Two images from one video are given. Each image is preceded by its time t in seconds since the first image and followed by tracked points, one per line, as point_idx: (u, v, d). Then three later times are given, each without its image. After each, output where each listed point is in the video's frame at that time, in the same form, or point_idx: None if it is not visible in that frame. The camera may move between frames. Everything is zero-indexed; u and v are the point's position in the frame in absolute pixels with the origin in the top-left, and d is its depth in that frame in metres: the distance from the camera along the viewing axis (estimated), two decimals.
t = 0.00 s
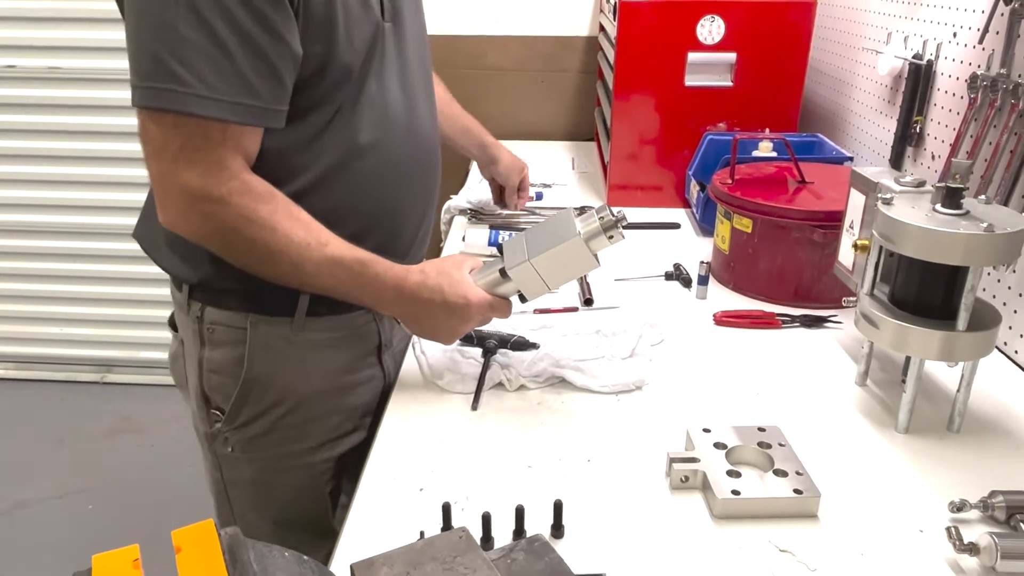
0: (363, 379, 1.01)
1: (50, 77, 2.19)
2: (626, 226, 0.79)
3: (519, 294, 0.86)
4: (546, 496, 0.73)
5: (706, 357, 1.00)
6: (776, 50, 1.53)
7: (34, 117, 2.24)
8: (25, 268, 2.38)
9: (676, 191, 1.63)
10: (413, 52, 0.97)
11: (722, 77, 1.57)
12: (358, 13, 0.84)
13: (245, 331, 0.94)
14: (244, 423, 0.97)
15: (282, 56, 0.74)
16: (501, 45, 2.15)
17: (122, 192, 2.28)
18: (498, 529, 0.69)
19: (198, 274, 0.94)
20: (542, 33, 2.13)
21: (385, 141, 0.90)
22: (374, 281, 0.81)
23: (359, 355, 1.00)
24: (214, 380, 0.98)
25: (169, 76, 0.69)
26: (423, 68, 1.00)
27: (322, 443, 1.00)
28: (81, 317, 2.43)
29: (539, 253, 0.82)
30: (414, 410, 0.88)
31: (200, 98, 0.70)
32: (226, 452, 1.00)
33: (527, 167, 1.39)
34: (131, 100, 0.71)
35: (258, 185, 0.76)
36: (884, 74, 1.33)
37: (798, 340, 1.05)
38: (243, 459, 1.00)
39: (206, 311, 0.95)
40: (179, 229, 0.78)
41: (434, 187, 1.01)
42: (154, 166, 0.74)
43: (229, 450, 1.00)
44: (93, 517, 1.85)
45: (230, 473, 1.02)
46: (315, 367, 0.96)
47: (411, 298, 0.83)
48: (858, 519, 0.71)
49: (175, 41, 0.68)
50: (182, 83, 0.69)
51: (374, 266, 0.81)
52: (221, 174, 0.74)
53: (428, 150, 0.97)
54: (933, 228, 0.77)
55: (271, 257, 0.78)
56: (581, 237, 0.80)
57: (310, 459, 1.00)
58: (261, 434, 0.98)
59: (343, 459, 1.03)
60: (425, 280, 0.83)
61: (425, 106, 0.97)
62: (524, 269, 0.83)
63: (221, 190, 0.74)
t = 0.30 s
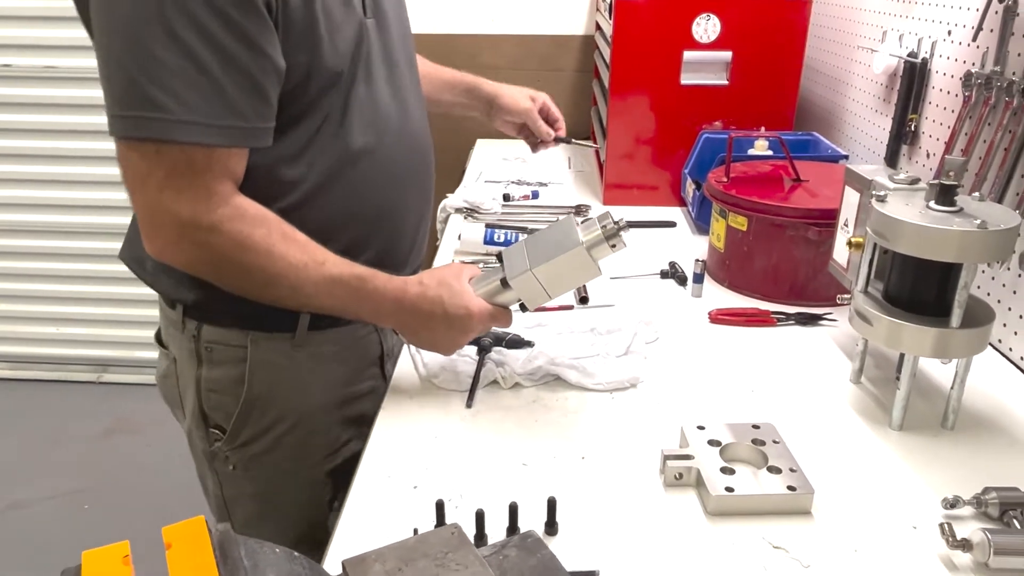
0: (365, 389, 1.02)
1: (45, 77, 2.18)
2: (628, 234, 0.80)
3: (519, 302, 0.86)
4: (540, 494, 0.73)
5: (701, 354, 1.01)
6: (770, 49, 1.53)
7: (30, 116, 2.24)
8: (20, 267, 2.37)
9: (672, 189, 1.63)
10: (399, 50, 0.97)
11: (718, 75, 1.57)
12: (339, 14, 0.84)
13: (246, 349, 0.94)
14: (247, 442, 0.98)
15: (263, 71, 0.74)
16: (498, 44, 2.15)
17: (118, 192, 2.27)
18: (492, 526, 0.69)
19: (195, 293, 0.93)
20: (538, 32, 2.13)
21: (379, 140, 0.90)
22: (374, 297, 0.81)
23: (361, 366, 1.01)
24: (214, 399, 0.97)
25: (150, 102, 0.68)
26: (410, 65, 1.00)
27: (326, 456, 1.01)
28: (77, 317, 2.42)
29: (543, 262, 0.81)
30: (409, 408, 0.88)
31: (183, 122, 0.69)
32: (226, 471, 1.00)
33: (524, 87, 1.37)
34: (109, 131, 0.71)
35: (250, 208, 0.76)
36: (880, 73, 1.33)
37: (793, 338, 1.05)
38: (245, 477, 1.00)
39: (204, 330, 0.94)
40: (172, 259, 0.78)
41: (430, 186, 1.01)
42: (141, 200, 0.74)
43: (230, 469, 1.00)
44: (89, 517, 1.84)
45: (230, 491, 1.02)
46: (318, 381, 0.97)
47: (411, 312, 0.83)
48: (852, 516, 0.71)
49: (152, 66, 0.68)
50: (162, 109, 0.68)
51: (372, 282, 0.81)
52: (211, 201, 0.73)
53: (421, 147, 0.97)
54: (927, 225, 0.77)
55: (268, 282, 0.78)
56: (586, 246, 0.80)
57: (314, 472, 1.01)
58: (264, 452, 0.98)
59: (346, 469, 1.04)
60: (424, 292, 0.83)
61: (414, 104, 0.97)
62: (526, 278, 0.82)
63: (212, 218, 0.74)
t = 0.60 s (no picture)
0: (370, 396, 1.02)
1: (41, 76, 2.18)
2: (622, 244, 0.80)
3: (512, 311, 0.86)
4: (536, 493, 0.73)
5: (697, 354, 1.00)
6: (766, 48, 1.53)
7: (25, 116, 2.23)
8: (16, 267, 2.37)
9: (669, 188, 1.63)
10: (389, 49, 0.96)
11: (714, 75, 1.57)
12: (321, 19, 0.83)
13: (252, 359, 0.92)
14: (254, 453, 0.97)
15: (235, 90, 0.72)
16: (494, 43, 2.14)
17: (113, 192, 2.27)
18: (487, 526, 0.69)
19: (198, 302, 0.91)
20: (534, 32, 2.13)
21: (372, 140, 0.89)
22: (364, 308, 0.81)
23: (366, 372, 1.01)
24: (218, 410, 0.96)
25: (118, 128, 0.68)
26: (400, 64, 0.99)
27: (333, 463, 1.01)
28: (72, 317, 2.41)
29: (536, 271, 0.82)
30: (405, 407, 0.88)
31: (154, 146, 0.69)
32: (233, 482, 1.00)
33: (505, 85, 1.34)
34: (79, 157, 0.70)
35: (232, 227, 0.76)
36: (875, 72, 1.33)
37: (789, 337, 1.05)
38: (252, 488, 1.00)
39: (207, 340, 0.93)
40: (157, 284, 0.77)
41: (427, 184, 1.01)
42: (119, 227, 0.73)
43: (236, 480, 1.00)
44: (85, 518, 1.84)
45: (236, 502, 1.01)
46: (323, 390, 0.97)
47: (403, 321, 0.83)
48: (848, 515, 0.71)
49: (121, 92, 0.67)
50: (133, 135, 0.68)
51: (361, 293, 0.81)
52: (192, 224, 0.73)
53: (416, 146, 0.97)
54: (922, 224, 0.77)
55: (257, 301, 0.78)
56: (579, 255, 0.80)
57: (321, 481, 1.01)
58: (271, 462, 0.98)
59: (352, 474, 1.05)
60: (416, 301, 0.82)
61: (405, 102, 0.97)
62: (519, 286, 0.83)
63: (195, 241, 0.73)
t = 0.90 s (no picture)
0: (370, 401, 1.03)
1: (38, 77, 2.17)
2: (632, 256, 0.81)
3: (520, 322, 0.87)
4: (536, 495, 0.73)
5: (696, 355, 1.01)
6: (762, 49, 1.53)
7: (21, 117, 2.22)
8: (13, 268, 2.36)
9: (667, 189, 1.64)
10: (388, 52, 0.96)
11: (711, 76, 1.57)
12: (314, 29, 0.83)
13: (252, 365, 0.92)
14: (253, 459, 0.97)
15: (227, 112, 0.72)
16: (492, 44, 2.14)
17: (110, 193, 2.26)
18: (488, 527, 0.69)
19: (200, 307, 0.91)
20: (532, 32, 2.13)
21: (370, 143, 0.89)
22: (371, 317, 0.81)
23: (366, 377, 1.01)
24: (219, 416, 0.96)
25: (111, 157, 0.68)
26: (399, 66, 0.99)
27: (332, 469, 1.02)
28: (69, 318, 2.41)
29: (544, 279, 0.82)
30: (405, 409, 0.88)
31: (148, 174, 0.69)
32: (232, 487, 1.00)
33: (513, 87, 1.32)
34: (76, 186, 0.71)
35: (234, 245, 0.76)
36: (872, 73, 1.34)
37: (787, 338, 1.05)
38: (251, 493, 1.00)
39: (208, 346, 0.92)
40: (164, 304, 0.79)
41: (429, 186, 1.01)
42: (123, 252, 0.74)
43: (236, 485, 1.00)
44: (84, 520, 1.83)
45: (235, 506, 1.02)
46: (323, 397, 0.97)
47: (409, 328, 0.83)
48: (847, 516, 0.72)
49: (113, 121, 0.67)
50: (125, 164, 0.68)
51: (366, 303, 0.81)
52: (194, 246, 0.74)
53: (416, 148, 0.97)
54: (920, 226, 0.77)
55: (263, 317, 0.78)
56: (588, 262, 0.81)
57: (320, 487, 1.01)
58: (270, 468, 0.98)
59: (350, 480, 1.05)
60: (421, 307, 0.83)
61: (404, 104, 0.97)
62: (528, 294, 0.83)
63: (198, 263, 0.74)
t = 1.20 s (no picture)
0: (371, 400, 1.02)
1: (34, 76, 2.17)
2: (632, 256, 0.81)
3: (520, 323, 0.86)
4: (534, 491, 0.73)
5: (694, 352, 1.01)
6: (761, 48, 1.53)
7: (16, 116, 2.22)
8: (10, 268, 2.36)
9: (665, 187, 1.64)
10: (390, 52, 0.96)
11: (709, 74, 1.57)
12: (314, 31, 0.83)
13: (253, 364, 0.92)
14: (253, 457, 0.97)
15: (225, 117, 0.72)
16: (489, 42, 2.14)
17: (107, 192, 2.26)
18: (486, 524, 0.69)
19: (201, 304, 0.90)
20: (529, 31, 2.13)
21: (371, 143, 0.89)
22: (371, 319, 0.81)
23: (367, 377, 1.01)
24: (219, 414, 0.96)
25: (109, 163, 0.68)
26: (401, 66, 0.99)
27: (332, 468, 1.01)
28: (66, 318, 2.40)
29: (544, 279, 0.82)
30: (403, 407, 0.88)
31: (146, 180, 0.69)
32: (232, 485, 1.00)
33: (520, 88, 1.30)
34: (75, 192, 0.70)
35: (233, 248, 0.76)
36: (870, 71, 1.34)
37: (786, 336, 1.05)
38: (251, 492, 1.00)
39: (209, 344, 0.92)
40: (164, 307, 0.78)
41: (431, 185, 1.00)
42: (123, 255, 0.74)
43: (236, 483, 0.99)
44: (82, 519, 1.83)
45: (234, 504, 1.01)
46: (324, 395, 0.97)
47: (409, 329, 0.83)
48: (845, 511, 0.72)
49: (110, 128, 0.67)
50: (123, 170, 0.68)
51: (366, 305, 0.81)
52: (193, 250, 0.73)
53: (418, 148, 0.97)
54: (919, 222, 0.77)
55: (263, 320, 0.78)
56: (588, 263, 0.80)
57: (320, 485, 1.01)
58: (271, 467, 0.98)
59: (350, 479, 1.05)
60: (421, 309, 0.82)
61: (406, 104, 0.97)
62: (528, 295, 0.83)
63: (197, 266, 0.74)
